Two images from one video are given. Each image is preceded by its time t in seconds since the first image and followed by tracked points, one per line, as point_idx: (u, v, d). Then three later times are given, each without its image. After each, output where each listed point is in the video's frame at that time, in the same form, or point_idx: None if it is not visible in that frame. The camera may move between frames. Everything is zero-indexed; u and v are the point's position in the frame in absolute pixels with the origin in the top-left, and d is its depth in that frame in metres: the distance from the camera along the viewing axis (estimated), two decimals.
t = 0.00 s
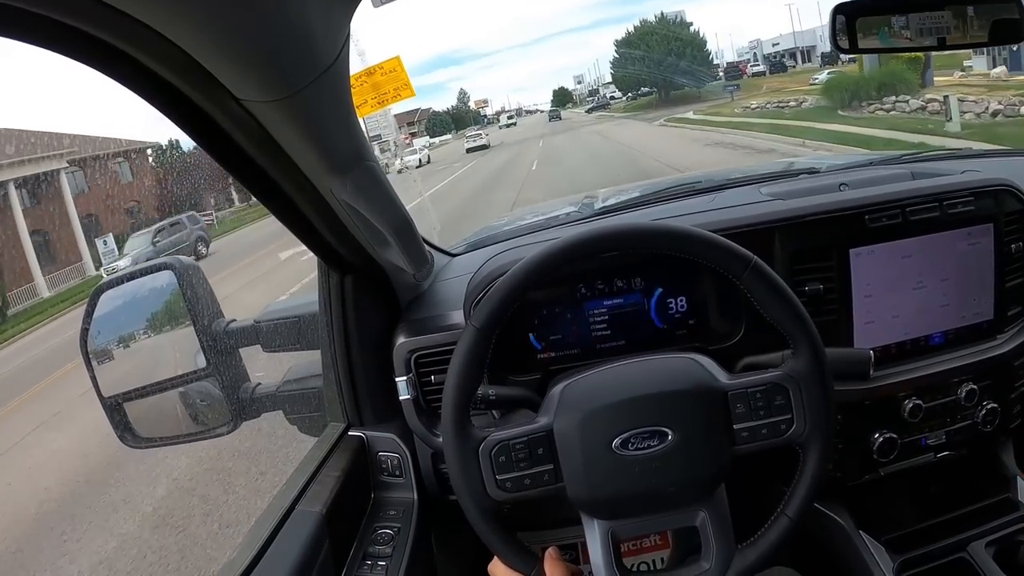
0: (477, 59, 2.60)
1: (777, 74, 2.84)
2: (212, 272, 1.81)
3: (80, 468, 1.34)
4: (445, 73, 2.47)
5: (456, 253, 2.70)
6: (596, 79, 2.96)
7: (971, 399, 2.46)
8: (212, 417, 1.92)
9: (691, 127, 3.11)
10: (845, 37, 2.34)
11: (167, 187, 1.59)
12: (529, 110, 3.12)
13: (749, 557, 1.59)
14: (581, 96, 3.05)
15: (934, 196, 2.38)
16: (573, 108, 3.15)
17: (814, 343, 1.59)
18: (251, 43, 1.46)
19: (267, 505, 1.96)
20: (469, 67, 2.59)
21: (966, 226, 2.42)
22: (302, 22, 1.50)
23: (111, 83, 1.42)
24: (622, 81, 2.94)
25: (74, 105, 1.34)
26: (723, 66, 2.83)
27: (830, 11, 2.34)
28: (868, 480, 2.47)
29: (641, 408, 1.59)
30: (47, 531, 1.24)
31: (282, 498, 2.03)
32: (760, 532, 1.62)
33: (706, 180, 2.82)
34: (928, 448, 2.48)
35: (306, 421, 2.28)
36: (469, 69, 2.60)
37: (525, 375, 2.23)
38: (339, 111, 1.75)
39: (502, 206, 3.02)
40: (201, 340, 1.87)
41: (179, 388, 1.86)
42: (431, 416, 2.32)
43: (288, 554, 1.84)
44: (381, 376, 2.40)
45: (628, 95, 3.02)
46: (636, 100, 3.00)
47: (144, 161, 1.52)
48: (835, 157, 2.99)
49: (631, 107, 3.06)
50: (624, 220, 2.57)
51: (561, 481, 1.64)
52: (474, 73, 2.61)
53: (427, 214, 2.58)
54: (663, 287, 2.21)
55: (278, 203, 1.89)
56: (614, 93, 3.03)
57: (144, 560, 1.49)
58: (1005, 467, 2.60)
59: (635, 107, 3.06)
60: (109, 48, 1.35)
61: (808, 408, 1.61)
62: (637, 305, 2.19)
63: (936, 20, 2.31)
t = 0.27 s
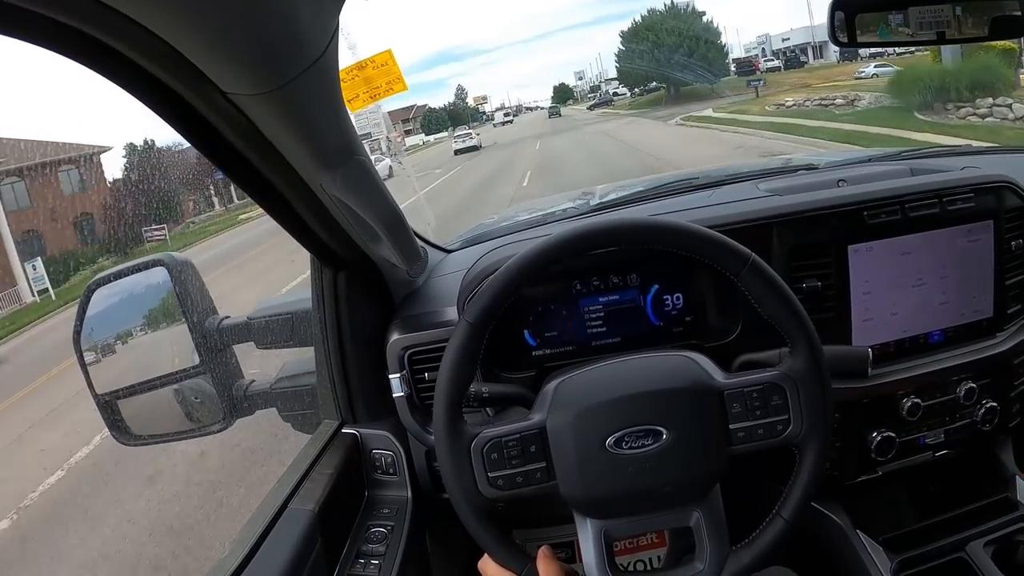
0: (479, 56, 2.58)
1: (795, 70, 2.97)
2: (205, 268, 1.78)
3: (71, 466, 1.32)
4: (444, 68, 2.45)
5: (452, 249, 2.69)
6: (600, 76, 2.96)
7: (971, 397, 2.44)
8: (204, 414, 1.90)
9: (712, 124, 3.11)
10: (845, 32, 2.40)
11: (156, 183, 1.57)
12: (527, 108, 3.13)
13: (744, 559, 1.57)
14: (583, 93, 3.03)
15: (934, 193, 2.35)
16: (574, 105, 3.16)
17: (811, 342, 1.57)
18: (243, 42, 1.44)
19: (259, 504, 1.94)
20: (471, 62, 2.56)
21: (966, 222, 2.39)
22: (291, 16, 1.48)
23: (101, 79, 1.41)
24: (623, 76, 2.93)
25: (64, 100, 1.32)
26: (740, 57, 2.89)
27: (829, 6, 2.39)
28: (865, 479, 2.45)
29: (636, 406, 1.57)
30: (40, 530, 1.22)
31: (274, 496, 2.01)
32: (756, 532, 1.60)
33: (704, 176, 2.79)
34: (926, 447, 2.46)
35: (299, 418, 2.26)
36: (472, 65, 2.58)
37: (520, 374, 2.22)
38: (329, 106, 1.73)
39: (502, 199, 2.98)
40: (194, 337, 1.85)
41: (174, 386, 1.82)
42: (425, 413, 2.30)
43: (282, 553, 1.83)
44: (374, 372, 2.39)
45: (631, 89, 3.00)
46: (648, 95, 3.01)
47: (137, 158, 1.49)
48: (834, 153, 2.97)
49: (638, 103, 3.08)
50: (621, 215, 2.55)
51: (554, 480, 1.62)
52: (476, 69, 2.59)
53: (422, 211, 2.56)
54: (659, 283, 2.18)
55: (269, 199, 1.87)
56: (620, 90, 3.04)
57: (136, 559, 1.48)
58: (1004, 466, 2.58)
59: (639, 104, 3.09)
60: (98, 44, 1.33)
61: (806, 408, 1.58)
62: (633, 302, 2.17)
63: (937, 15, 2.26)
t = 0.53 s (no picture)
0: (479, 54, 2.59)
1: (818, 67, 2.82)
2: (202, 268, 1.79)
3: (71, 466, 1.33)
4: (445, 68, 2.46)
5: (450, 249, 2.70)
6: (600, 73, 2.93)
7: (966, 398, 2.45)
8: (204, 414, 1.91)
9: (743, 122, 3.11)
10: (842, 31, 2.42)
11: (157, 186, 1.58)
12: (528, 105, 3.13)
13: (737, 560, 1.59)
14: (584, 90, 3.00)
15: (929, 195, 2.36)
16: (575, 103, 3.13)
17: (805, 345, 1.58)
18: (240, 48, 1.45)
19: (258, 503, 1.96)
20: (471, 61, 2.58)
21: (961, 224, 2.40)
22: (286, 21, 1.48)
23: (103, 87, 1.42)
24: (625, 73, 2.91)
25: (69, 109, 1.34)
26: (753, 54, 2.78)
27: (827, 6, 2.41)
28: (861, 479, 2.46)
29: (630, 407, 1.58)
30: (41, 530, 1.23)
31: (272, 496, 2.02)
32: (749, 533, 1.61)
33: (701, 177, 2.80)
34: (921, 448, 2.47)
35: (298, 418, 2.28)
36: (473, 63, 2.59)
37: (516, 374, 2.23)
38: (325, 108, 1.74)
39: (501, 198, 2.99)
40: (192, 338, 1.86)
41: (173, 385, 1.84)
42: (423, 412, 2.32)
43: (280, 553, 1.84)
44: (371, 372, 2.40)
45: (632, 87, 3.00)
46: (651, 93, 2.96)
47: (137, 163, 1.51)
48: (831, 154, 2.98)
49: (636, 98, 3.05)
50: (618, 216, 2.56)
51: (548, 479, 1.63)
52: (477, 67, 2.60)
53: (420, 210, 2.57)
54: (655, 284, 2.19)
55: (266, 202, 1.88)
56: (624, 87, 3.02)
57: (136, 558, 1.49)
58: (999, 467, 2.58)
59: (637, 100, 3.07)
60: (98, 52, 1.35)
61: (799, 412, 1.59)
62: (629, 303, 2.18)
63: (933, 16, 2.27)
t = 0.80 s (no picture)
0: (480, 54, 2.60)
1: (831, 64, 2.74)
2: (202, 269, 1.81)
3: (72, 467, 1.34)
4: (446, 68, 2.47)
5: (450, 250, 2.71)
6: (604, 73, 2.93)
7: (963, 399, 2.46)
8: (205, 415, 1.92)
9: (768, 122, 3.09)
10: (840, 31, 2.38)
11: (156, 188, 1.59)
12: (529, 105, 3.09)
13: (732, 561, 1.59)
14: (586, 89, 3.01)
15: (927, 197, 2.37)
16: (576, 103, 3.13)
17: (803, 349, 1.59)
18: (240, 53, 1.46)
19: (259, 503, 1.97)
20: (471, 61, 2.59)
21: (959, 226, 2.42)
22: (288, 25, 1.49)
23: (104, 91, 1.43)
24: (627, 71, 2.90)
25: (69, 113, 1.35)
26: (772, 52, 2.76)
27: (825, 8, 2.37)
28: (858, 480, 2.48)
29: (629, 408, 1.60)
30: (42, 530, 1.24)
31: (273, 496, 2.03)
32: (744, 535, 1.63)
33: (700, 178, 2.82)
34: (919, 448, 2.48)
35: (298, 419, 2.29)
36: (473, 63, 2.60)
37: (516, 375, 2.24)
38: (326, 111, 1.75)
39: (499, 198, 3.02)
40: (193, 339, 1.87)
41: (172, 386, 1.85)
42: (423, 413, 2.33)
43: (280, 553, 1.85)
44: (371, 372, 2.41)
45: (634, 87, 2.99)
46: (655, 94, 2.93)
47: (138, 167, 1.52)
48: (830, 155, 2.99)
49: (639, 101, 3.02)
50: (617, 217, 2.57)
51: (547, 478, 1.64)
52: (478, 67, 2.61)
53: (419, 210, 2.57)
54: (653, 285, 2.21)
55: (266, 204, 1.89)
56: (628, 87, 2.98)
57: (136, 559, 1.50)
58: (997, 467, 2.59)
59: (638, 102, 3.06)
60: (99, 57, 1.36)
61: (797, 415, 1.61)
62: (628, 304, 2.19)
63: (930, 19, 2.29)
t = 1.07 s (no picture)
0: (480, 53, 2.60)
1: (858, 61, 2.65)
2: (206, 267, 1.81)
3: (73, 463, 1.34)
4: (447, 67, 2.47)
5: (451, 248, 2.72)
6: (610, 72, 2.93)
7: (965, 398, 2.46)
8: (205, 412, 1.92)
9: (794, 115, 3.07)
10: (843, 32, 2.39)
11: (155, 184, 1.59)
12: (534, 104, 3.11)
13: (732, 561, 1.59)
14: (589, 89, 2.99)
15: (930, 196, 2.37)
16: (578, 102, 3.15)
17: (810, 353, 1.59)
18: (247, 49, 1.47)
19: (260, 501, 1.96)
20: (473, 60, 2.59)
21: (961, 226, 2.42)
22: (294, 20, 1.49)
23: (109, 85, 1.43)
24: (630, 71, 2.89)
25: (71, 107, 1.35)
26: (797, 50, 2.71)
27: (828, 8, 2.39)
28: (860, 478, 2.48)
29: (633, 405, 1.60)
30: (44, 525, 1.24)
31: (275, 494, 2.03)
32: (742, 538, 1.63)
33: (702, 177, 2.82)
34: (920, 447, 2.48)
35: (300, 417, 2.28)
36: (474, 62, 2.60)
37: (518, 373, 2.24)
38: (331, 108, 1.75)
39: (501, 197, 3.03)
40: (196, 336, 1.88)
41: (173, 384, 1.85)
42: (425, 411, 2.33)
43: (281, 550, 1.84)
44: (373, 369, 2.41)
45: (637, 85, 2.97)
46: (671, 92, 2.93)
47: (136, 160, 1.52)
48: (832, 154, 2.99)
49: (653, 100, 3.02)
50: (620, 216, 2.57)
51: (548, 473, 1.64)
52: (479, 67, 2.61)
53: (420, 209, 2.56)
54: (657, 284, 2.21)
55: (270, 201, 1.89)
56: (634, 86, 2.97)
57: (139, 554, 1.50)
58: (998, 466, 2.58)
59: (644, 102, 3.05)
60: (104, 51, 1.36)
61: (801, 419, 1.61)
62: (631, 302, 2.19)
63: (933, 19, 2.28)
